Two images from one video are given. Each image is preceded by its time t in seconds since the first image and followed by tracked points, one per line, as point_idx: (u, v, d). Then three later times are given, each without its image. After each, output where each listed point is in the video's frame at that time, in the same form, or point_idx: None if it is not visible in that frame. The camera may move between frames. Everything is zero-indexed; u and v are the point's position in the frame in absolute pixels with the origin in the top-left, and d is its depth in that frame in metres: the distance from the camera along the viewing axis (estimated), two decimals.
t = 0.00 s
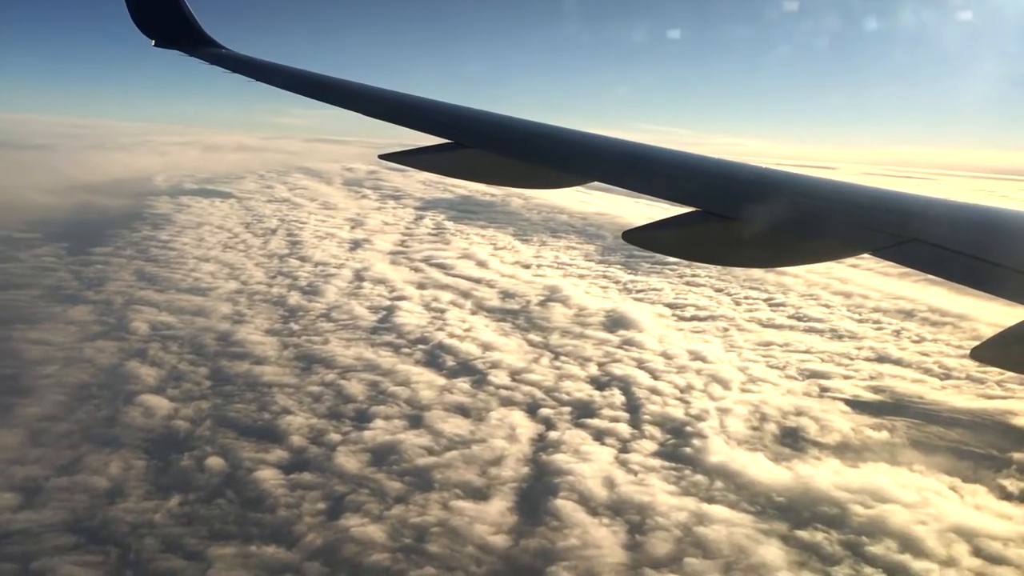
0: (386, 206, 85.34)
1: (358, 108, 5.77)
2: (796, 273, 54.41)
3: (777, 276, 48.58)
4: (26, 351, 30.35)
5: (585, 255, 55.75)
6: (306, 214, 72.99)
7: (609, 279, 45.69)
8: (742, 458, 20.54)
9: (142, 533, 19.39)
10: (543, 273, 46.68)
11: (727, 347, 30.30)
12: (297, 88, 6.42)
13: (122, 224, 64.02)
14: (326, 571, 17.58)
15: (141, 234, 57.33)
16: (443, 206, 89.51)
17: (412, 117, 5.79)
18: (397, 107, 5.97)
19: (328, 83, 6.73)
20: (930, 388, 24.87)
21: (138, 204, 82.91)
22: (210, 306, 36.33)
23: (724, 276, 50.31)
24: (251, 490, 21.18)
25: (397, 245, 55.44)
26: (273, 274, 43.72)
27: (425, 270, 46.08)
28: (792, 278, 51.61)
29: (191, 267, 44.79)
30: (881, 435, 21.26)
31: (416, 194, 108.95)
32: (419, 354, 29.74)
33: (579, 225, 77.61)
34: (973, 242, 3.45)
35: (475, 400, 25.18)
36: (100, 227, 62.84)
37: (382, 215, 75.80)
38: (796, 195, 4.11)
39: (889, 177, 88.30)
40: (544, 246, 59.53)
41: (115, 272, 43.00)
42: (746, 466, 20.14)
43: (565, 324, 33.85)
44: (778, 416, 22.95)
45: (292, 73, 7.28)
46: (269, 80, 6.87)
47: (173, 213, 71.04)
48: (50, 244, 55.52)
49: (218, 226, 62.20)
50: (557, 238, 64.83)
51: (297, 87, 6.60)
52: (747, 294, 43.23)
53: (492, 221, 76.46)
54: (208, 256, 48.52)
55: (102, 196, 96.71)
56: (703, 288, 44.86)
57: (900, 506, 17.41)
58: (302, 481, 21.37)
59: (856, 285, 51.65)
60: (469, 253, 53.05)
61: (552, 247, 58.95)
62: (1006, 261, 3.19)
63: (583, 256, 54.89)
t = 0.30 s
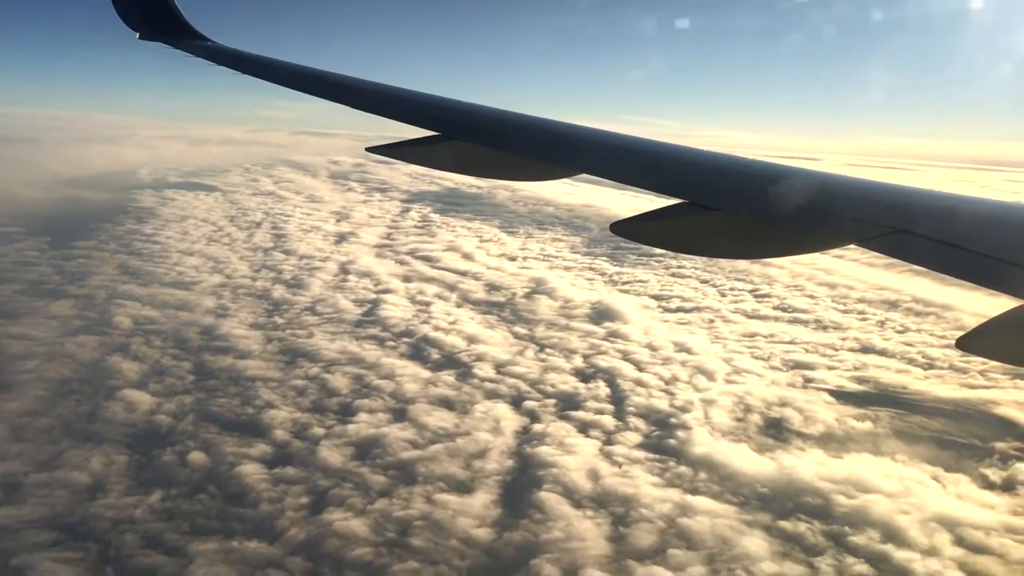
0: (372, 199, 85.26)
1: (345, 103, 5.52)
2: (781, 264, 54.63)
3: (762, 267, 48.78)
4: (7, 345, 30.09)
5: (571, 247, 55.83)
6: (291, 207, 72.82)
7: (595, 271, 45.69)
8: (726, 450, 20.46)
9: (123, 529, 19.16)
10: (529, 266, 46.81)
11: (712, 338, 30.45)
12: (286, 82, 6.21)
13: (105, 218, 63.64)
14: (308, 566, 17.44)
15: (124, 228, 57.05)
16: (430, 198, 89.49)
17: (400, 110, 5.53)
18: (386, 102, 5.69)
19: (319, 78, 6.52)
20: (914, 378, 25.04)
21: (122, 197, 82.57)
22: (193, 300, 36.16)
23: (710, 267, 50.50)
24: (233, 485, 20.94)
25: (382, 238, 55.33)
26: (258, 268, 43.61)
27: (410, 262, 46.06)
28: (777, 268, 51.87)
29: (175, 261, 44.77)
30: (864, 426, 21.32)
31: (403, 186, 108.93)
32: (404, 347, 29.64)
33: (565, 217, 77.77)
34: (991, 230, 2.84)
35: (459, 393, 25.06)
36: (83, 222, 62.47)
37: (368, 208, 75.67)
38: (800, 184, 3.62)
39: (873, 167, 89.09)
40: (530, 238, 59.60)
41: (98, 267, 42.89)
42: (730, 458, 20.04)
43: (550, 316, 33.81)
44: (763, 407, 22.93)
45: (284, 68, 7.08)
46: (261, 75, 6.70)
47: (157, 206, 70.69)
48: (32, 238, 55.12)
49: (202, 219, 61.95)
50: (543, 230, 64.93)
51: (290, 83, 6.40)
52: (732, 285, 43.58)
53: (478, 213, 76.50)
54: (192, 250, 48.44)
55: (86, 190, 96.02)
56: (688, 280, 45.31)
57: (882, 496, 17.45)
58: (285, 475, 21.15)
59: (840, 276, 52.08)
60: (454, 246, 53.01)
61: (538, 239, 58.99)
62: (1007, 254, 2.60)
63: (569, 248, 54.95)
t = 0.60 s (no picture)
0: (357, 192, 85.08)
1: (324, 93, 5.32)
2: (767, 256, 54.83)
3: (748, 259, 48.95)
4: None
5: (556, 239, 55.88)
6: (276, 201, 72.53)
7: (581, 263, 45.71)
8: (709, 442, 20.37)
9: (102, 526, 18.92)
10: (514, 259, 46.93)
11: (697, 330, 30.56)
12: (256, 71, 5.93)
13: (88, 212, 63.16)
14: (289, 562, 17.22)
15: (107, 223, 56.74)
16: (416, 192, 89.38)
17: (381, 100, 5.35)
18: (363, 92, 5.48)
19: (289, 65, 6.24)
20: (897, 369, 25.21)
21: (105, 191, 82.07)
22: (175, 295, 35.93)
23: (695, 258, 50.71)
24: (214, 481, 20.67)
25: (367, 232, 55.22)
26: (241, 262, 43.44)
27: (395, 256, 46.08)
28: (762, 261, 52.07)
29: (158, 255, 44.65)
30: (848, 417, 21.31)
31: (389, 180, 108.76)
32: (387, 341, 29.56)
33: (550, 209, 77.88)
34: (988, 228, 2.79)
35: (443, 386, 24.91)
36: (65, 216, 61.98)
37: (353, 201, 75.47)
38: (796, 175, 3.54)
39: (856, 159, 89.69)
40: (516, 231, 59.61)
41: (80, 263, 42.80)
42: (714, 450, 19.94)
43: (535, 309, 33.77)
44: (747, 398, 22.88)
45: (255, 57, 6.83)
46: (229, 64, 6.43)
47: (141, 200, 70.26)
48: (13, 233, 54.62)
49: (186, 214, 61.65)
50: (529, 222, 64.94)
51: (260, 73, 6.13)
52: (717, 277, 43.93)
53: (464, 205, 76.47)
54: (175, 245, 48.30)
55: (69, 185, 95.39)
56: (673, 273, 45.61)
57: (864, 487, 17.38)
58: (266, 470, 20.87)
59: (825, 268, 52.46)
60: (440, 239, 52.97)
61: (524, 232, 59.04)
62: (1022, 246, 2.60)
63: (554, 241, 55.01)
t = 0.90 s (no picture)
0: (345, 187, 84.96)
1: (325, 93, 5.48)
2: (756, 250, 55.02)
3: (736, 253, 49.15)
4: None
5: (545, 234, 55.94)
6: (263, 197, 72.38)
7: (569, 259, 45.77)
8: (696, 436, 20.30)
9: (84, 525, 18.69)
10: (502, 254, 47.01)
11: (685, 325, 30.73)
12: (250, 67, 6.09)
13: (73, 210, 62.75)
14: (273, 559, 17.00)
15: (92, 219, 56.45)
16: (404, 186, 89.28)
17: (376, 93, 5.56)
18: (359, 85, 5.71)
19: (286, 61, 6.47)
20: (884, 362, 25.39)
21: (90, 187, 81.67)
22: (161, 291, 35.78)
23: (684, 252, 50.93)
24: (198, 478, 20.47)
25: (355, 228, 55.15)
26: (228, 258, 43.36)
27: (383, 252, 46.17)
28: (750, 255, 52.20)
29: (143, 252, 44.59)
30: (834, 410, 21.31)
31: (378, 175, 108.75)
32: (374, 337, 29.52)
33: (539, 204, 78.01)
34: (964, 219, 3.13)
35: (430, 382, 24.86)
36: (49, 213, 61.60)
37: (341, 196, 75.32)
38: (787, 172, 3.90)
39: (842, 153, 90.17)
40: (504, 226, 59.59)
41: (65, 260, 42.63)
42: (700, 444, 19.87)
43: (523, 304, 33.81)
44: (734, 392, 22.90)
45: (250, 52, 7.05)
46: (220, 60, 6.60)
47: (126, 197, 69.88)
48: None
49: (172, 210, 61.45)
50: (518, 217, 64.98)
51: (253, 69, 6.29)
52: (706, 271, 44.40)
53: (452, 200, 76.46)
54: (161, 242, 48.13)
55: (55, 181, 94.78)
56: (661, 267, 45.90)
57: (850, 481, 17.20)
58: (250, 467, 20.57)
59: (812, 262, 52.69)
60: (428, 234, 52.97)
61: (512, 227, 59.08)
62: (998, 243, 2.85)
63: (543, 236, 55.08)
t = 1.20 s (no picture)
0: (332, 184, 84.86)
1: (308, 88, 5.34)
2: (742, 245, 55.28)
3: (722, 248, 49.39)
4: None
5: (532, 230, 56.07)
6: (250, 194, 72.22)
7: (556, 255, 45.89)
8: (682, 431, 20.25)
9: (65, 526, 18.38)
10: (489, 250, 47.03)
11: (672, 320, 31.05)
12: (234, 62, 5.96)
13: (57, 208, 62.29)
14: (256, 559, 16.70)
15: (76, 218, 56.16)
16: (391, 183, 89.36)
17: (363, 93, 5.40)
18: (343, 81, 5.55)
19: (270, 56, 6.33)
20: (869, 356, 25.74)
21: (74, 185, 81.25)
22: (145, 289, 35.63)
23: (670, 247, 51.34)
24: (181, 478, 20.22)
25: (342, 225, 55.13)
26: (213, 256, 43.32)
27: (370, 249, 46.25)
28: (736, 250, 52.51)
29: (128, 250, 44.50)
30: (820, 405, 21.36)
31: (365, 172, 108.87)
32: (359, 334, 29.49)
33: (526, 200, 78.21)
34: (958, 217, 3.04)
35: (416, 379, 24.81)
36: (33, 211, 61.13)
37: (328, 193, 75.24)
38: (778, 166, 3.75)
39: (825, 149, 90.92)
40: (492, 222, 59.61)
41: (49, 258, 42.42)
42: (685, 439, 19.80)
43: (509, 301, 33.89)
44: (720, 387, 23.00)
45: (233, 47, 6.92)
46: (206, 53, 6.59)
47: (112, 194, 69.48)
48: None
49: (157, 207, 61.22)
50: (505, 213, 65.08)
51: (238, 65, 6.16)
52: (693, 267, 44.85)
53: (439, 196, 76.56)
54: (146, 239, 47.97)
55: (39, 179, 94.26)
56: (649, 262, 46.21)
57: (835, 475, 17.20)
58: (234, 466, 20.34)
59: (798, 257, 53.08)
60: (415, 231, 53.04)
61: (499, 223, 59.19)
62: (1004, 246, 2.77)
63: (530, 232, 55.19)
